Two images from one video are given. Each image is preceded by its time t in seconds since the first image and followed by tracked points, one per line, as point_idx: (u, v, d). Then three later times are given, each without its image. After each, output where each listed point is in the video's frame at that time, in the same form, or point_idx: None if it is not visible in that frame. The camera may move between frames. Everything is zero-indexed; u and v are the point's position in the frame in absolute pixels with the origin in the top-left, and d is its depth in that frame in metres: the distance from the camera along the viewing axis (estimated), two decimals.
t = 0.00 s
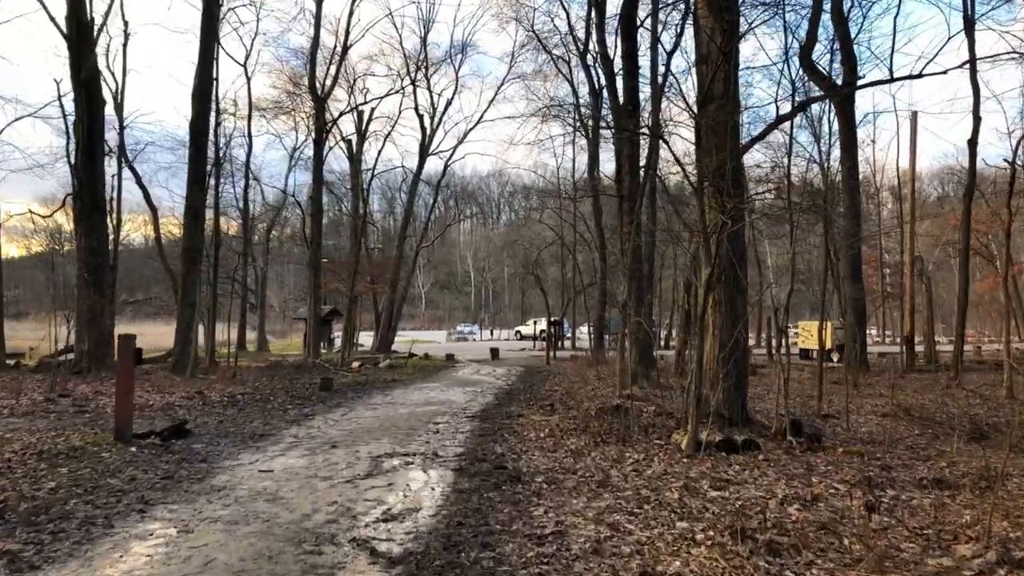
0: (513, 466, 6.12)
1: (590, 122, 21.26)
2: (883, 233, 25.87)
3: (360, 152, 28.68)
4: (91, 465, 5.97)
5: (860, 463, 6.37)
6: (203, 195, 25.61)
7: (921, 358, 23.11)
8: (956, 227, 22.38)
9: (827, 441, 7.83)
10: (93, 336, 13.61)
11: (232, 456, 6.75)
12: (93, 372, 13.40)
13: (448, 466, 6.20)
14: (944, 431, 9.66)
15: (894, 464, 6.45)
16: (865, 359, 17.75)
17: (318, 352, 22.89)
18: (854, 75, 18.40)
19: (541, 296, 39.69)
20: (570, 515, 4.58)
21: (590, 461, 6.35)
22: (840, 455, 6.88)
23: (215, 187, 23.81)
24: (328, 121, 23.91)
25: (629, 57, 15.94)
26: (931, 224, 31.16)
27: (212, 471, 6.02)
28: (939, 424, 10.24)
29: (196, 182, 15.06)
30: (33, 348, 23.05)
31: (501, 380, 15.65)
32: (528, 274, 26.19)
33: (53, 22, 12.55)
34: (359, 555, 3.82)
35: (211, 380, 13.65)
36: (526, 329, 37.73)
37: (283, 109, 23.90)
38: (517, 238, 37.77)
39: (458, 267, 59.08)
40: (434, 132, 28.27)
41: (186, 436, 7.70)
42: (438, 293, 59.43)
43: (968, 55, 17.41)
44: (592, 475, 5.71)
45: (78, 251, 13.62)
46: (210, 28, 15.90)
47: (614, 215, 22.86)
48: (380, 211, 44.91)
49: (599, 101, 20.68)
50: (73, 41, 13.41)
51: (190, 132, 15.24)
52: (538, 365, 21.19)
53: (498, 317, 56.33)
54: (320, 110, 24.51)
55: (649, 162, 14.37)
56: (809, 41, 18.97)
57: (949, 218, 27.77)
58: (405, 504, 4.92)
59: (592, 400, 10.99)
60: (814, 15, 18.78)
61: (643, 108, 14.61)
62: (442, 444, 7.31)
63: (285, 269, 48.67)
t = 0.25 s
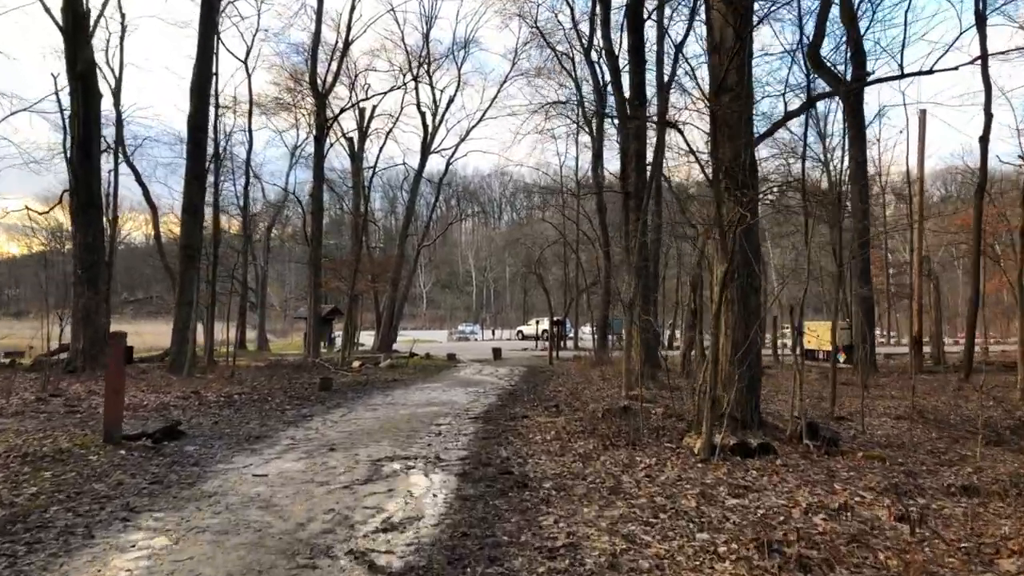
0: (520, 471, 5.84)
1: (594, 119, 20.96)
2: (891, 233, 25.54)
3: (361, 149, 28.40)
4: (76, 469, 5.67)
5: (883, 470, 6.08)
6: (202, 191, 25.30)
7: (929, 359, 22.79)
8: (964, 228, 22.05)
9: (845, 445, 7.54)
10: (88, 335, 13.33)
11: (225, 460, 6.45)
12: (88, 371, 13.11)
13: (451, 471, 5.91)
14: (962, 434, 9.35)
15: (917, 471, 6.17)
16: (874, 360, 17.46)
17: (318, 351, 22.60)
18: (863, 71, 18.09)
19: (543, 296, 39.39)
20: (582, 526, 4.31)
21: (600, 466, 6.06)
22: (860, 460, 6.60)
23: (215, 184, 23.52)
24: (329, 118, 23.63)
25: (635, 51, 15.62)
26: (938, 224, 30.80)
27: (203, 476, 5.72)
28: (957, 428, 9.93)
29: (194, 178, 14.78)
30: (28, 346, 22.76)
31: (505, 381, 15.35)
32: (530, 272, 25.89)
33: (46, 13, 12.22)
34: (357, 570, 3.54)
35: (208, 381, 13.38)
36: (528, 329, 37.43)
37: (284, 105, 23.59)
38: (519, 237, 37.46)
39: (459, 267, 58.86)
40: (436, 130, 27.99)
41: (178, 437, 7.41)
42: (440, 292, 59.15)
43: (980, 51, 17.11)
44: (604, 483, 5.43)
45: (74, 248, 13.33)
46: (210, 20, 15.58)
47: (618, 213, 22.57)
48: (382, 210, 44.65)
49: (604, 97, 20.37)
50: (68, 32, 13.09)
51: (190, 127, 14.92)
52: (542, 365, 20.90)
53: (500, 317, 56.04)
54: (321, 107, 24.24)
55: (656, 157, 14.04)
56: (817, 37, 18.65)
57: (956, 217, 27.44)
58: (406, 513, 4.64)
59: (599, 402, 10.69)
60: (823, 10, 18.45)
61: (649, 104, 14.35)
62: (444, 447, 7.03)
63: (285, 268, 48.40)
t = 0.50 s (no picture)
0: (524, 481, 5.56)
1: (597, 116, 20.66)
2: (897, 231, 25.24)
3: (361, 149, 28.13)
4: (57, 481, 5.40)
5: (905, 478, 5.80)
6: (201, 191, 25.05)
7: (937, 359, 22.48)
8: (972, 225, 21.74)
9: (860, 450, 7.26)
10: (83, 338, 13.07)
11: (216, 469, 6.18)
12: (81, 374, 12.86)
13: (451, 480, 5.64)
14: (979, 438, 9.07)
15: (941, 479, 5.88)
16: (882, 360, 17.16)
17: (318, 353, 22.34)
18: (870, 66, 17.79)
19: (545, 296, 39.12)
20: (591, 543, 4.03)
21: (606, 475, 5.79)
22: (878, 467, 6.32)
23: (213, 184, 23.26)
24: (328, 117, 23.35)
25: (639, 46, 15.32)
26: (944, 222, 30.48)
27: (191, 488, 5.45)
28: (974, 430, 9.64)
29: (190, 177, 14.50)
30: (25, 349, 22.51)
31: (507, 383, 15.07)
32: (532, 272, 25.61)
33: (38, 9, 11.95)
34: None
35: (204, 384, 13.12)
36: (530, 329, 37.15)
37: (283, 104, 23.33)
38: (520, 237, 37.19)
39: (461, 267, 58.62)
40: (437, 129, 27.69)
41: (169, 445, 7.13)
42: (442, 293, 58.91)
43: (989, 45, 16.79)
44: (613, 493, 5.15)
45: (69, 249, 13.07)
46: (206, 16, 15.30)
47: (621, 212, 22.27)
48: (383, 209, 44.36)
49: (606, 94, 20.08)
50: (61, 29, 12.80)
51: (186, 125, 14.63)
52: (544, 366, 20.61)
53: (502, 317, 55.78)
54: (320, 106, 23.97)
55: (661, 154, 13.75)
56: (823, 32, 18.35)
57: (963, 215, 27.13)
58: (403, 529, 4.37)
59: (603, 405, 10.41)
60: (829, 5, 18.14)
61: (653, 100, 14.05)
62: (444, 455, 6.76)
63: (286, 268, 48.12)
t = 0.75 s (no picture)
0: (526, 488, 5.27)
1: (600, 113, 20.35)
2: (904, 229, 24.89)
3: (362, 147, 27.85)
4: (33, 488, 5.11)
5: (928, 485, 5.49)
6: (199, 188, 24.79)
7: (946, 359, 22.13)
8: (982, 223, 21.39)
9: (877, 455, 6.95)
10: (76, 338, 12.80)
11: (204, 474, 5.90)
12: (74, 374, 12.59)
13: (450, 488, 5.36)
14: (997, 441, 8.75)
15: (966, 486, 5.57)
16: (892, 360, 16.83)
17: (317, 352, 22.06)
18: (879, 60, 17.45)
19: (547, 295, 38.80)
20: (598, 560, 3.73)
21: (612, 483, 5.49)
22: (898, 475, 6.02)
23: (212, 181, 22.98)
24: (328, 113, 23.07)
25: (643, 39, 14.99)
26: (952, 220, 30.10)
27: (174, 496, 5.17)
28: (991, 433, 9.32)
29: (186, 174, 14.21)
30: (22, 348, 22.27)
31: (509, 383, 14.78)
32: (535, 271, 25.30)
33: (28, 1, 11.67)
34: None
35: (199, 384, 12.85)
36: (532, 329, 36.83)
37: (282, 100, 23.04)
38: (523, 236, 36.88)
39: (463, 266, 58.35)
40: (438, 127, 27.41)
41: (156, 449, 6.83)
42: (444, 292, 58.64)
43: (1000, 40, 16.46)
44: (621, 503, 4.86)
45: (61, 246, 12.79)
46: (202, 9, 15.01)
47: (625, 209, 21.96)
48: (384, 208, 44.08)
49: (610, 90, 19.76)
50: (52, 21, 12.52)
51: (182, 120, 14.35)
52: (547, 365, 20.31)
53: (504, 316, 55.48)
54: (320, 103, 23.69)
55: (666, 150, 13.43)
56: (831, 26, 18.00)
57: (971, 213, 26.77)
58: (396, 541, 4.08)
59: (608, 406, 10.12)
60: None
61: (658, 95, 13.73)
62: (443, 460, 6.46)
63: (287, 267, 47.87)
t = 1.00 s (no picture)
0: (532, 502, 4.96)
1: (605, 108, 20.00)
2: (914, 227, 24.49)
3: (364, 143, 27.54)
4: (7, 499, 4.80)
5: (961, 499, 5.16)
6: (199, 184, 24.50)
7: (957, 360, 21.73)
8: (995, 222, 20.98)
9: (901, 464, 6.61)
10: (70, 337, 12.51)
11: (192, 483, 5.59)
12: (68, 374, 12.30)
13: (451, 500, 5.05)
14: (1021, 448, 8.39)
15: (1000, 500, 5.23)
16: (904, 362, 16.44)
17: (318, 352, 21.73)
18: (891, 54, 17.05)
19: (551, 294, 38.48)
20: None
21: (623, 495, 5.19)
22: (925, 487, 5.71)
23: (212, 177, 22.70)
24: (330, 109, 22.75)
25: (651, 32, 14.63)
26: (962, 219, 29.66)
27: (159, 508, 4.86)
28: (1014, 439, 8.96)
29: (182, 169, 13.89)
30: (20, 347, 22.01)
31: (513, 384, 14.45)
32: (538, 270, 24.96)
33: None
34: None
35: (195, 385, 12.54)
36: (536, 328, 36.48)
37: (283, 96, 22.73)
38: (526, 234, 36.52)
39: (466, 265, 58.02)
40: (441, 123, 27.08)
41: (144, 455, 6.51)
42: (447, 290, 58.31)
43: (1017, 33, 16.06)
44: (633, 519, 4.54)
45: (54, 242, 12.50)
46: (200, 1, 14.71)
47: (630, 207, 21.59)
48: (386, 206, 43.76)
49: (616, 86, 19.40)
50: (46, 12, 12.23)
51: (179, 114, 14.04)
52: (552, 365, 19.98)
53: (508, 315, 55.13)
54: (322, 98, 23.38)
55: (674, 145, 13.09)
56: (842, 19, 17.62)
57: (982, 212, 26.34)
58: (392, 563, 3.76)
59: (615, 409, 9.80)
60: None
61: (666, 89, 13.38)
62: (443, 469, 6.13)
63: (289, 264, 47.60)
